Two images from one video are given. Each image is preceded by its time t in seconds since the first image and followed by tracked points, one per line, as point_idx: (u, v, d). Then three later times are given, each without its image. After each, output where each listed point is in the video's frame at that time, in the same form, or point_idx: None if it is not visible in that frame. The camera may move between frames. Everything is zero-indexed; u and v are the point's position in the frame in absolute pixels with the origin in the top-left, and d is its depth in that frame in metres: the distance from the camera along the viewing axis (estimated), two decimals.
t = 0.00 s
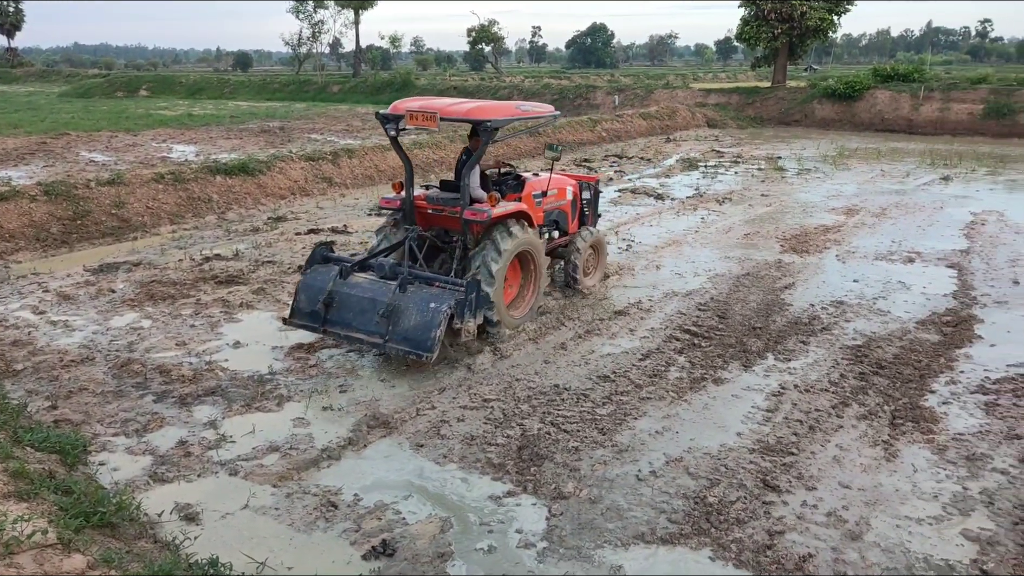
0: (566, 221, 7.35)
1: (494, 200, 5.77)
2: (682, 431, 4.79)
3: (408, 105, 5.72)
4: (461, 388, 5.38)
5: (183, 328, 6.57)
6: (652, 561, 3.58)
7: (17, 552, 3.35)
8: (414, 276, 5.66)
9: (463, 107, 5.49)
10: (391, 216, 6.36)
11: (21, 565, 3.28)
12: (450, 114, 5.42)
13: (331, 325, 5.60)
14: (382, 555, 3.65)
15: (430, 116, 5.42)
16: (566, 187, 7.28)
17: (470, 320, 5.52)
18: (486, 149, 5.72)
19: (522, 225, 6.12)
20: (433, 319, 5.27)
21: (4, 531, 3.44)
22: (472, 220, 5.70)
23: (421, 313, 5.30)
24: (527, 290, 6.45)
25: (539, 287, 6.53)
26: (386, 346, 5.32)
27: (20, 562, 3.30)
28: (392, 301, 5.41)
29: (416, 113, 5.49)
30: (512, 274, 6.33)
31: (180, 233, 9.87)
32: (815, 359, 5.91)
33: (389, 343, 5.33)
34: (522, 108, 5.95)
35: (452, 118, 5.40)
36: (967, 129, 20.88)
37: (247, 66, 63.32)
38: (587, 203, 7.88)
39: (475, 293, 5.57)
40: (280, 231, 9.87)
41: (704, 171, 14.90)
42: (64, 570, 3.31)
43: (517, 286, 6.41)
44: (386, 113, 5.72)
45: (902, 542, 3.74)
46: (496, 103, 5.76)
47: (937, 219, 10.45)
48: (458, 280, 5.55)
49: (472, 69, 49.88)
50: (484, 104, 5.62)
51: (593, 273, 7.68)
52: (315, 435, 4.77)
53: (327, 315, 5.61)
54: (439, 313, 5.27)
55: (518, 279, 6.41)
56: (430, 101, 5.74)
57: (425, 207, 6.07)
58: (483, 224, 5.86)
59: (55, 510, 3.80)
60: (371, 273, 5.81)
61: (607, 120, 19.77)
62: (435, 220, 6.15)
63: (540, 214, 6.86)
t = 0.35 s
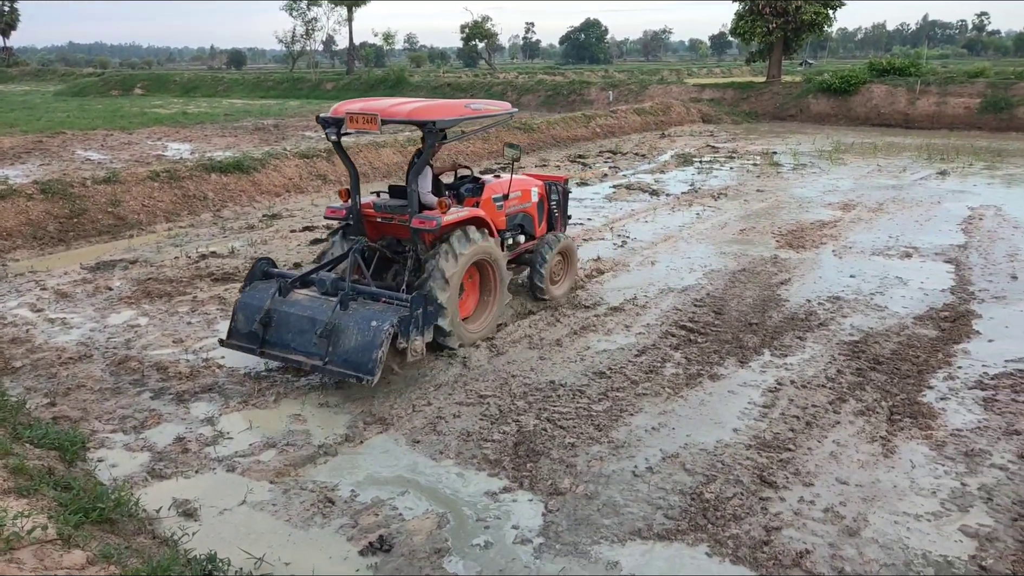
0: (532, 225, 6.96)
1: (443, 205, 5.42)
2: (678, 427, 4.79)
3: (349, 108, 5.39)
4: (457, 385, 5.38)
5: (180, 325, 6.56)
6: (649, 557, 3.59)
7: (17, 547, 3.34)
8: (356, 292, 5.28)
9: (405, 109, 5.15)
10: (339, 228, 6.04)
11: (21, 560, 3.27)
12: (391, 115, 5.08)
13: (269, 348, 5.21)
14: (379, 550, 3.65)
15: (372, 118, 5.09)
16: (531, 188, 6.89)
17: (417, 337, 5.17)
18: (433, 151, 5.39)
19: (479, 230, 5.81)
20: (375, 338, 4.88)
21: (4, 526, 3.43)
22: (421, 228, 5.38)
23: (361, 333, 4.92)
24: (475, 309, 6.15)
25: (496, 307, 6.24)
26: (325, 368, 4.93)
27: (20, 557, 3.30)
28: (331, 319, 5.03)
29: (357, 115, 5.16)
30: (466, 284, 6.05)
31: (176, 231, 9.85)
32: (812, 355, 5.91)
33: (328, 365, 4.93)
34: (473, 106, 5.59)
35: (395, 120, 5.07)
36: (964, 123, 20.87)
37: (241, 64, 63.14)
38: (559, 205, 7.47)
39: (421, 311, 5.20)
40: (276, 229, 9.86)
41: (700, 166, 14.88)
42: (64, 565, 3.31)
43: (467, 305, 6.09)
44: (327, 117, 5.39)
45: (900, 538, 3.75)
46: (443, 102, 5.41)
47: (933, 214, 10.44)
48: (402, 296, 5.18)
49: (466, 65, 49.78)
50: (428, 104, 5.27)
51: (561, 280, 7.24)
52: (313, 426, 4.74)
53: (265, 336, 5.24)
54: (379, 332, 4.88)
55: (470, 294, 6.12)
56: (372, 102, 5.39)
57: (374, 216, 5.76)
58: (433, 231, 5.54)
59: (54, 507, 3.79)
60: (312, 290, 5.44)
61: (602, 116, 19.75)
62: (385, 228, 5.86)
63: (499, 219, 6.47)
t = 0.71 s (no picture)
0: (508, 232, 6.55)
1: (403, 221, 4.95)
2: (684, 423, 4.79)
3: (298, 114, 4.86)
4: (463, 380, 5.38)
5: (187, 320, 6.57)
6: (655, 553, 3.58)
7: (27, 541, 3.36)
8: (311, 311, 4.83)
9: (357, 117, 4.64)
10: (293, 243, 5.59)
11: (31, 554, 3.29)
12: (341, 125, 4.58)
13: (217, 373, 4.78)
14: (385, 545, 3.65)
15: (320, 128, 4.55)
16: (505, 195, 6.48)
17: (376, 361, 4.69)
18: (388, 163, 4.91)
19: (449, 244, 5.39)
20: (328, 364, 4.44)
21: (14, 520, 3.45)
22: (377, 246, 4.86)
23: (312, 359, 4.48)
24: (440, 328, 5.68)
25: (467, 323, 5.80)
26: (274, 398, 4.50)
27: (30, 551, 3.31)
28: (281, 343, 4.60)
29: (305, 125, 4.62)
30: (432, 299, 5.59)
31: (183, 226, 9.87)
32: (819, 350, 5.89)
33: (278, 395, 4.51)
34: (433, 111, 5.10)
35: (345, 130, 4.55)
36: (971, 117, 20.74)
37: (245, 59, 63.11)
38: (536, 210, 7.07)
39: (380, 331, 4.73)
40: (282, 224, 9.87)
41: (706, 161, 14.81)
42: (74, 559, 3.33)
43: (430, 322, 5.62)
44: (274, 127, 4.85)
45: (908, 535, 3.73)
46: (400, 108, 4.91)
47: (941, 209, 10.37)
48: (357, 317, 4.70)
49: (471, 60, 49.68)
50: (383, 111, 4.76)
51: (539, 290, 6.91)
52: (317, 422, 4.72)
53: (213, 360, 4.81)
54: (331, 357, 4.43)
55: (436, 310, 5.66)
56: (324, 108, 4.88)
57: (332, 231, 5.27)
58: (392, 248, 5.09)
59: (63, 501, 3.81)
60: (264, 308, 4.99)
61: (607, 111, 19.68)
62: (345, 243, 5.42)
63: (471, 227, 6.02)
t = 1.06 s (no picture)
0: (492, 247, 6.16)
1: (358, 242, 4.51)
2: (694, 426, 4.77)
3: (250, 126, 4.53)
4: (471, 383, 5.37)
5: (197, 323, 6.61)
6: (664, 557, 3.57)
7: (38, 544, 3.37)
8: (248, 339, 4.47)
9: (305, 130, 4.27)
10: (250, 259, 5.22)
11: (42, 556, 3.30)
12: (288, 139, 4.22)
13: (160, 403, 4.58)
14: (394, 548, 3.65)
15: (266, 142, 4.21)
16: (488, 207, 6.07)
17: (310, 398, 4.28)
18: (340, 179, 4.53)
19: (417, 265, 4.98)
20: (256, 404, 4.11)
21: (25, 523, 3.46)
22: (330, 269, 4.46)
23: (242, 396, 4.16)
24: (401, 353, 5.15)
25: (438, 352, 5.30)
26: (206, 434, 4.25)
27: (41, 554, 3.32)
28: (214, 377, 4.31)
29: (252, 138, 4.29)
30: (395, 321, 5.04)
31: (192, 229, 9.91)
32: (829, 353, 5.86)
33: (209, 432, 4.24)
34: (397, 121, 4.71)
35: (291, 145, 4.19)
36: (981, 118, 20.61)
37: (253, 62, 63.42)
38: (527, 221, 6.65)
39: (316, 364, 4.31)
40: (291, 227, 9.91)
41: (714, 163, 14.78)
42: (84, 562, 3.33)
43: (390, 346, 5.07)
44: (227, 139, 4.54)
45: (920, 539, 3.71)
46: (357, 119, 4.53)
47: (951, 211, 10.31)
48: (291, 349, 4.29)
49: (478, 62, 49.76)
50: (336, 123, 4.39)
51: (525, 308, 6.51)
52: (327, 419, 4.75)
53: (155, 389, 4.61)
54: (260, 395, 4.10)
55: (399, 332, 5.11)
56: (278, 120, 4.55)
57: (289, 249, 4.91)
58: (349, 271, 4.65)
59: (74, 504, 3.82)
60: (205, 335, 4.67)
61: (615, 113, 19.67)
62: (303, 261, 5.02)
63: (447, 244, 5.62)
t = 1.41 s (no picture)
0: (480, 253, 6.14)
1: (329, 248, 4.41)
2: (702, 424, 4.76)
3: (220, 126, 4.43)
4: (478, 381, 5.37)
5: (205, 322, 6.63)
6: (672, 555, 3.56)
7: (48, 542, 3.39)
8: (214, 350, 4.38)
9: (276, 131, 4.18)
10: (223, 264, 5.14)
11: (51, 555, 3.31)
12: (257, 139, 4.13)
13: (100, 409, 4.34)
14: (402, 546, 3.66)
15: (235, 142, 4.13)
16: (477, 213, 6.05)
17: (270, 416, 4.16)
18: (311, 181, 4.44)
19: (365, 278, 4.61)
20: (208, 414, 3.95)
21: (35, 521, 3.47)
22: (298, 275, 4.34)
23: (196, 405, 4.02)
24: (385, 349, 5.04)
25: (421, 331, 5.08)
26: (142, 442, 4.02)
27: (51, 552, 3.33)
28: (169, 384, 4.16)
29: (222, 137, 4.21)
30: (368, 332, 4.86)
31: (199, 228, 9.94)
32: (837, 350, 5.84)
33: (147, 440, 4.02)
34: (373, 122, 4.64)
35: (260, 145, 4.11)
36: (990, 113, 20.48)
37: (260, 61, 63.55)
38: (519, 226, 6.58)
39: (280, 380, 4.20)
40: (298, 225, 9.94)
41: (721, 160, 14.73)
42: (94, 560, 3.34)
43: (372, 350, 4.94)
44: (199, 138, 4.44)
45: (929, 537, 3.69)
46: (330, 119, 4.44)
47: (960, 207, 10.25)
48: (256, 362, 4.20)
49: (484, 60, 49.69)
50: (307, 123, 4.29)
51: (514, 317, 6.26)
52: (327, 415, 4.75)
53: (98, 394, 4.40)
54: (215, 406, 3.96)
55: (375, 336, 4.92)
56: (250, 119, 4.47)
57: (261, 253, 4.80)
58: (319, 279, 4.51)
59: (83, 502, 3.82)
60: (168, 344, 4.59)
61: (621, 110, 19.62)
62: (278, 266, 4.89)
63: (432, 250, 5.58)
